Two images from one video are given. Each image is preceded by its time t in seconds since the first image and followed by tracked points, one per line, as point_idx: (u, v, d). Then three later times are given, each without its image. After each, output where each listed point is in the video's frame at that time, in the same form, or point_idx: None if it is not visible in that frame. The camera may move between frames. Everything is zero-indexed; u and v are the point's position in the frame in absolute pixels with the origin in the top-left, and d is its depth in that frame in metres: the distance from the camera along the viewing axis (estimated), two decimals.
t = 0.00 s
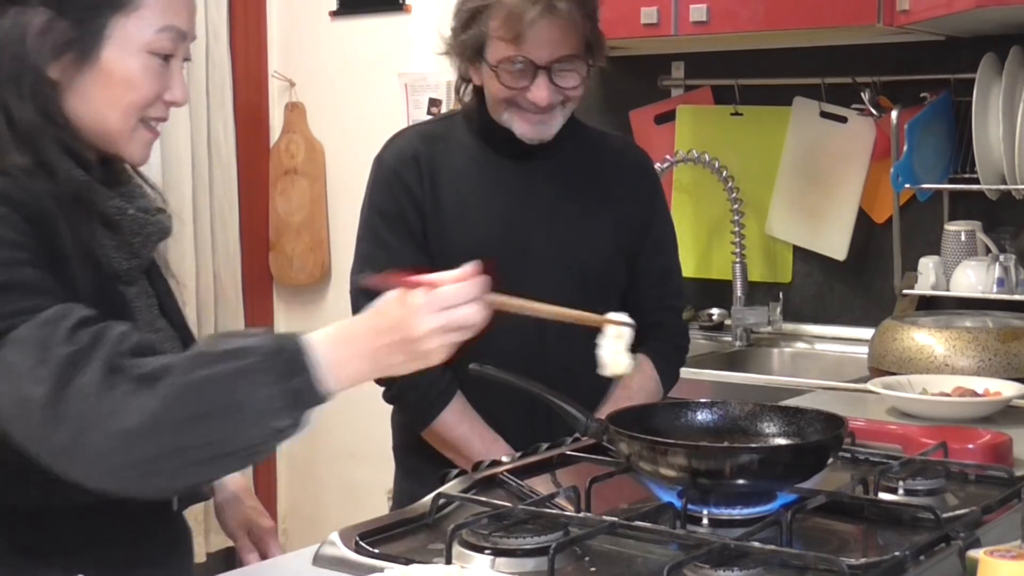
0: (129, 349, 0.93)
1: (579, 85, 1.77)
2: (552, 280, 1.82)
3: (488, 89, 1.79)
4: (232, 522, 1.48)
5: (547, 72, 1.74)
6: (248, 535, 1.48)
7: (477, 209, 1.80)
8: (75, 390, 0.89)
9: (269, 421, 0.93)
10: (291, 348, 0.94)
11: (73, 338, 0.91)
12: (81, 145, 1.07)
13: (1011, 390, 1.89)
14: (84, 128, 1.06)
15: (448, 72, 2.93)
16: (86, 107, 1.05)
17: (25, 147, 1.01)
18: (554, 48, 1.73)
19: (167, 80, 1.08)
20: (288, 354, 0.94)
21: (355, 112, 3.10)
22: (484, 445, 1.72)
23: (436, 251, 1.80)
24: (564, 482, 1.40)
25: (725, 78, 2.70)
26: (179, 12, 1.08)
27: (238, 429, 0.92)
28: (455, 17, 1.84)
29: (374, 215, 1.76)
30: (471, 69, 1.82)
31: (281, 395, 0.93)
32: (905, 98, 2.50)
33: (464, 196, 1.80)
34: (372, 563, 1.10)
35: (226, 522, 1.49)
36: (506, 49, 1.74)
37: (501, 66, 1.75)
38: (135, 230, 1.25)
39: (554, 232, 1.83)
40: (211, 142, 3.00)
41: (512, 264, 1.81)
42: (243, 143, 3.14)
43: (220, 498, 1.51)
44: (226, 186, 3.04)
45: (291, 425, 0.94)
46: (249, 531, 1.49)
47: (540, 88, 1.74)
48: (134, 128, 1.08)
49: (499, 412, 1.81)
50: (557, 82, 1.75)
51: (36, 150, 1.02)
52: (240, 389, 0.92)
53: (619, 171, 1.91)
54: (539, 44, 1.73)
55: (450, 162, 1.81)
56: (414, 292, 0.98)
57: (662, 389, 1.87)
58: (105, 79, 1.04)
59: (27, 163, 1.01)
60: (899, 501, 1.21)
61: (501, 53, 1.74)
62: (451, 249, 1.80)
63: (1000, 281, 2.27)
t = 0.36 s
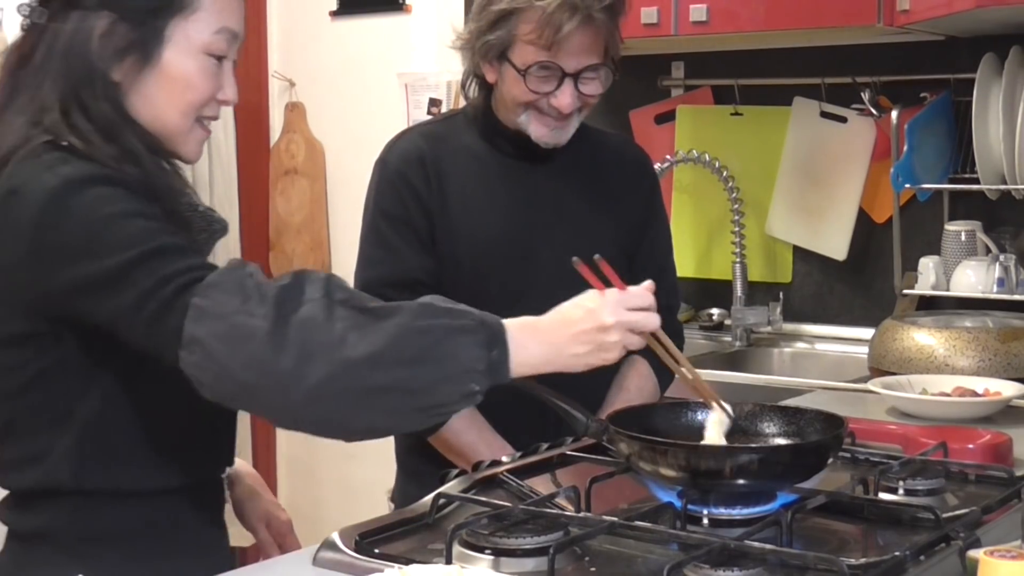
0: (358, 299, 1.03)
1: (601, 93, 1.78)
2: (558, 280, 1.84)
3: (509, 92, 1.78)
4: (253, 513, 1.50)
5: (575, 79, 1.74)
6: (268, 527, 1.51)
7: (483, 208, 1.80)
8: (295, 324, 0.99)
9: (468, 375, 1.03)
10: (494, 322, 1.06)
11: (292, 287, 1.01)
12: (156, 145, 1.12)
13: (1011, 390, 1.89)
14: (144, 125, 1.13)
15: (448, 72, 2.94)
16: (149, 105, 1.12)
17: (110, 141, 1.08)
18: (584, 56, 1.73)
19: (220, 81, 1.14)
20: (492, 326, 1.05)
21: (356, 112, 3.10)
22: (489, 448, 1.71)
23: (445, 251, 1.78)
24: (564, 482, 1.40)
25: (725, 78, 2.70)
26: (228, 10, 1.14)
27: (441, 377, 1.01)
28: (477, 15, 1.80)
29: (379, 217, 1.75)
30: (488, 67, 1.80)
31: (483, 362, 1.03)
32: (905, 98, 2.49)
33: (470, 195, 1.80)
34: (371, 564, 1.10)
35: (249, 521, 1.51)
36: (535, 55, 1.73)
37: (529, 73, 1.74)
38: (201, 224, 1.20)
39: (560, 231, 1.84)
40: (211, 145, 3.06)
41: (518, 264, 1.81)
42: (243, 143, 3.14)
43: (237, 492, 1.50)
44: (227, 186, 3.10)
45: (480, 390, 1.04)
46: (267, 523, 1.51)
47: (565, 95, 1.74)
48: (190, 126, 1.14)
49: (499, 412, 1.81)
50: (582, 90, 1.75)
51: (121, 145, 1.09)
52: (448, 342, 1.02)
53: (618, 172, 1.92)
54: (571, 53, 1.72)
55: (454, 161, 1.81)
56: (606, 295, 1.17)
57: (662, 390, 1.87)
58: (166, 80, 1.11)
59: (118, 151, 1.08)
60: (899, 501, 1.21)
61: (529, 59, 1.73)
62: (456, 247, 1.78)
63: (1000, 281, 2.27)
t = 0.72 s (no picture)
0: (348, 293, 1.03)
1: (599, 91, 1.79)
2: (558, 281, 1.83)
3: (508, 91, 1.78)
4: (266, 513, 1.50)
5: (572, 76, 1.75)
6: (282, 526, 1.51)
7: (483, 208, 1.80)
8: (292, 312, 0.98)
9: (466, 361, 1.02)
10: (490, 310, 1.06)
11: (293, 280, 1.01)
12: (171, 148, 1.13)
13: (1010, 390, 1.89)
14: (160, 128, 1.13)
15: (447, 73, 2.93)
16: (164, 108, 1.12)
17: (125, 141, 1.10)
18: (581, 52, 1.74)
19: (238, 88, 1.14)
20: (488, 314, 1.05)
21: (355, 112, 3.10)
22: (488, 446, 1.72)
23: (444, 251, 1.78)
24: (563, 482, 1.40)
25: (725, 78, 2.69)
26: (254, 23, 1.13)
27: (440, 361, 1.01)
28: (475, 15, 1.81)
29: (380, 218, 1.75)
30: (487, 68, 1.81)
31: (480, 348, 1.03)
32: (904, 98, 2.49)
33: (470, 196, 1.80)
34: (370, 564, 1.10)
35: (259, 511, 1.51)
36: (533, 52, 1.74)
37: (527, 69, 1.75)
38: (214, 227, 1.21)
39: (560, 232, 1.84)
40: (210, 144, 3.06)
41: (518, 265, 1.81)
42: (243, 143, 3.14)
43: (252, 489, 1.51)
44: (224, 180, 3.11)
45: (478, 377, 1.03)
46: (283, 522, 1.51)
47: (564, 91, 1.74)
48: (204, 132, 1.15)
49: (498, 413, 1.81)
50: (579, 86, 1.76)
51: (135, 145, 1.10)
52: (445, 328, 1.02)
53: (616, 172, 1.92)
54: (567, 48, 1.73)
55: (453, 162, 1.81)
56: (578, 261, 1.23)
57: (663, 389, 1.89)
58: (181, 83, 1.11)
59: (130, 152, 1.09)
60: (898, 501, 1.21)
61: (526, 56, 1.74)
62: (456, 246, 1.78)
63: (999, 281, 2.27)
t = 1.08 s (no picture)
0: (59, 314, 0.94)
1: (589, 87, 1.80)
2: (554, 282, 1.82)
3: (499, 91, 1.79)
4: (258, 529, 1.46)
5: (562, 71, 1.76)
6: (273, 543, 1.47)
7: (479, 208, 1.80)
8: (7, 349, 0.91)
9: (182, 367, 0.93)
10: (204, 305, 0.96)
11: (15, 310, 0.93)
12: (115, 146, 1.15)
13: (1010, 390, 1.89)
14: (112, 126, 1.15)
15: (448, 72, 2.93)
16: (114, 105, 1.13)
17: (65, 140, 1.12)
18: (569, 48, 1.76)
19: (199, 95, 1.12)
20: (200, 311, 0.95)
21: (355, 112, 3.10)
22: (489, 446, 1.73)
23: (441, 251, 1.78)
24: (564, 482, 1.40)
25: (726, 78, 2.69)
26: (222, 32, 1.12)
27: (154, 373, 0.92)
28: (466, 17, 1.83)
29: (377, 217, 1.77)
30: (480, 69, 1.82)
31: (197, 348, 0.94)
32: (905, 98, 2.50)
33: (467, 196, 1.80)
34: (372, 563, 1.10)
35: (252, 527, 1.47)
36: (521, 49, 1.75)
37: (516, 68, 1.76)
38: (172, 228, 1.24)
39: (556, 232, 1.83)
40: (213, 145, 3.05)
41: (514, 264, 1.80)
42: (244, 144, 3.15)
43: (247, 504, 1.47)
44: (225, 184, 3.11)
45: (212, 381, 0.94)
46: (274, 540, 1.47)
47: (554, 87, 1.76)
48: (157, 135, 1.14)
49: (498, 412, 1.81)
50: (570, 83, 1.77)
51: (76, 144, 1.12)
52: (148, 334, 0.93)
53: (616, 172, 1.92)
54: (556, 44, 1.75)
55: (452, 162, 1.81)
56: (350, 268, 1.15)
57: (662, 390, 1.89)
58: (130, 84, 1.11)
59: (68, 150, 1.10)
60: (899, 501, 1.21)
61: (515, 53, 1.76)
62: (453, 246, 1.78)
63: (1000, 281, 2.27)
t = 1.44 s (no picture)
0: None
1: (565, 77, 1.81)
2: (545, 281, 1.82)
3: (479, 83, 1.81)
4: (224, 542, 1.43)
5: (535, 60, 1.77)
6: (239, 558, 1.43)
7: (470, 207, 1.80)
8: None
9: None
10: None
11: None
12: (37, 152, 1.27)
13: (1011, 390, 1.88)
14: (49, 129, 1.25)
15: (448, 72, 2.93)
16: (50, 108, 1.24)
17: None
18: (542, 36, 1.77)
19: (140, 99, 1.24)
20: None
21: (355, 112, 3.11)
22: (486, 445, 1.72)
23: (434, 251, 1.79)
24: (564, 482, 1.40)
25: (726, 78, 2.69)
26: (162, 35, 1.24)
27: None
28: (448, 14, 1.89)
29: (370, 216, 1.79)
30: (464, 64, 1.86)
31: None
32: (906, 98, 2.50)
33: (458, 195, 1.80)
34: (372, 564, 1.10)
35: (220, 541, 1.44)
36: (495, 38, 1.77)
37: (490, 58, 1.78)
38: (99, 237, 1.36)
39: (548, 232, 1.83)
40: (211, 141, 2.99)
41: (505, 264, 1.80)
42: (243, 143, 3.14)
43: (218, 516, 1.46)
44: (227, 187, 3.01)
45: None
46: (242, 555, 1.43)
47: (527, 76, 1.77)
48: (97, 140, 1.24)
49: (496, 412, 1.81)
50: (544, 72, 1.79)
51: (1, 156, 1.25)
52: None
53: (611, 170, 1.92)
54: (527, 33, 1.76)
55: (443, 163, 1.82)
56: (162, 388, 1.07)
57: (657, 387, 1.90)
58: (68, 89, 1.22)
59: None
60: (899, 501, 1.21)
61: (489, 43, 1.78)
62: (446, 245, 1.79)
63: (1000, 281, 2.27)
